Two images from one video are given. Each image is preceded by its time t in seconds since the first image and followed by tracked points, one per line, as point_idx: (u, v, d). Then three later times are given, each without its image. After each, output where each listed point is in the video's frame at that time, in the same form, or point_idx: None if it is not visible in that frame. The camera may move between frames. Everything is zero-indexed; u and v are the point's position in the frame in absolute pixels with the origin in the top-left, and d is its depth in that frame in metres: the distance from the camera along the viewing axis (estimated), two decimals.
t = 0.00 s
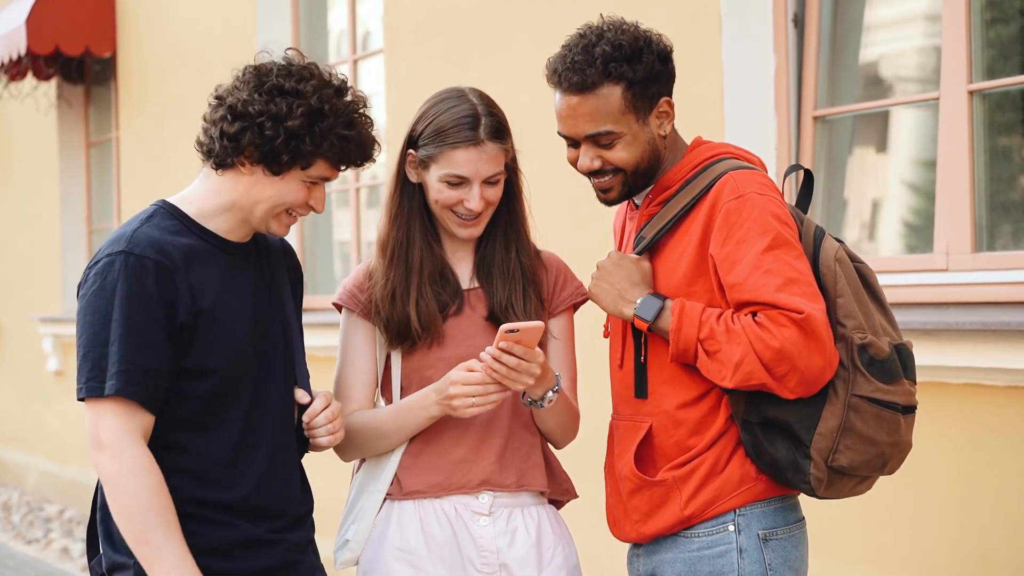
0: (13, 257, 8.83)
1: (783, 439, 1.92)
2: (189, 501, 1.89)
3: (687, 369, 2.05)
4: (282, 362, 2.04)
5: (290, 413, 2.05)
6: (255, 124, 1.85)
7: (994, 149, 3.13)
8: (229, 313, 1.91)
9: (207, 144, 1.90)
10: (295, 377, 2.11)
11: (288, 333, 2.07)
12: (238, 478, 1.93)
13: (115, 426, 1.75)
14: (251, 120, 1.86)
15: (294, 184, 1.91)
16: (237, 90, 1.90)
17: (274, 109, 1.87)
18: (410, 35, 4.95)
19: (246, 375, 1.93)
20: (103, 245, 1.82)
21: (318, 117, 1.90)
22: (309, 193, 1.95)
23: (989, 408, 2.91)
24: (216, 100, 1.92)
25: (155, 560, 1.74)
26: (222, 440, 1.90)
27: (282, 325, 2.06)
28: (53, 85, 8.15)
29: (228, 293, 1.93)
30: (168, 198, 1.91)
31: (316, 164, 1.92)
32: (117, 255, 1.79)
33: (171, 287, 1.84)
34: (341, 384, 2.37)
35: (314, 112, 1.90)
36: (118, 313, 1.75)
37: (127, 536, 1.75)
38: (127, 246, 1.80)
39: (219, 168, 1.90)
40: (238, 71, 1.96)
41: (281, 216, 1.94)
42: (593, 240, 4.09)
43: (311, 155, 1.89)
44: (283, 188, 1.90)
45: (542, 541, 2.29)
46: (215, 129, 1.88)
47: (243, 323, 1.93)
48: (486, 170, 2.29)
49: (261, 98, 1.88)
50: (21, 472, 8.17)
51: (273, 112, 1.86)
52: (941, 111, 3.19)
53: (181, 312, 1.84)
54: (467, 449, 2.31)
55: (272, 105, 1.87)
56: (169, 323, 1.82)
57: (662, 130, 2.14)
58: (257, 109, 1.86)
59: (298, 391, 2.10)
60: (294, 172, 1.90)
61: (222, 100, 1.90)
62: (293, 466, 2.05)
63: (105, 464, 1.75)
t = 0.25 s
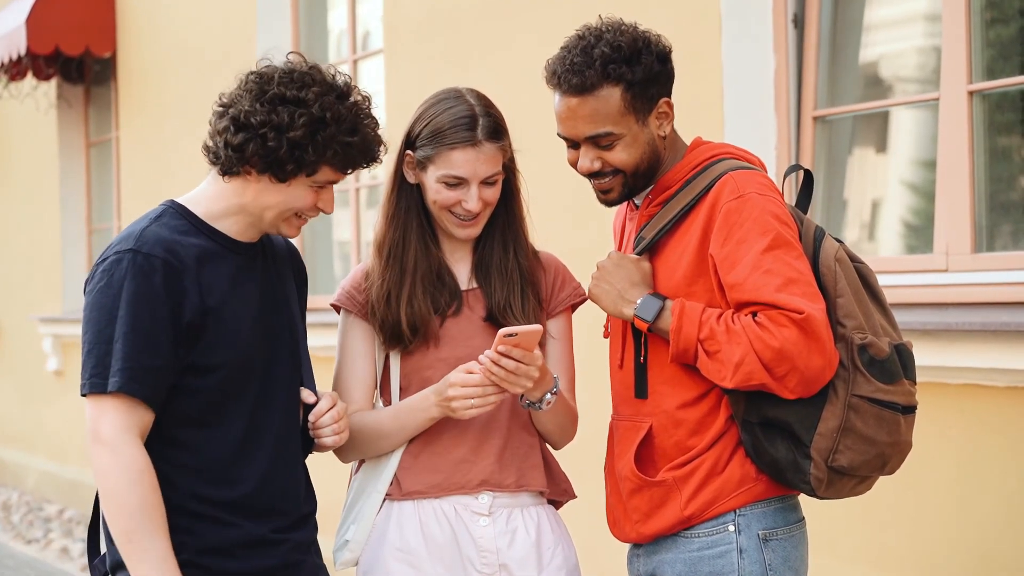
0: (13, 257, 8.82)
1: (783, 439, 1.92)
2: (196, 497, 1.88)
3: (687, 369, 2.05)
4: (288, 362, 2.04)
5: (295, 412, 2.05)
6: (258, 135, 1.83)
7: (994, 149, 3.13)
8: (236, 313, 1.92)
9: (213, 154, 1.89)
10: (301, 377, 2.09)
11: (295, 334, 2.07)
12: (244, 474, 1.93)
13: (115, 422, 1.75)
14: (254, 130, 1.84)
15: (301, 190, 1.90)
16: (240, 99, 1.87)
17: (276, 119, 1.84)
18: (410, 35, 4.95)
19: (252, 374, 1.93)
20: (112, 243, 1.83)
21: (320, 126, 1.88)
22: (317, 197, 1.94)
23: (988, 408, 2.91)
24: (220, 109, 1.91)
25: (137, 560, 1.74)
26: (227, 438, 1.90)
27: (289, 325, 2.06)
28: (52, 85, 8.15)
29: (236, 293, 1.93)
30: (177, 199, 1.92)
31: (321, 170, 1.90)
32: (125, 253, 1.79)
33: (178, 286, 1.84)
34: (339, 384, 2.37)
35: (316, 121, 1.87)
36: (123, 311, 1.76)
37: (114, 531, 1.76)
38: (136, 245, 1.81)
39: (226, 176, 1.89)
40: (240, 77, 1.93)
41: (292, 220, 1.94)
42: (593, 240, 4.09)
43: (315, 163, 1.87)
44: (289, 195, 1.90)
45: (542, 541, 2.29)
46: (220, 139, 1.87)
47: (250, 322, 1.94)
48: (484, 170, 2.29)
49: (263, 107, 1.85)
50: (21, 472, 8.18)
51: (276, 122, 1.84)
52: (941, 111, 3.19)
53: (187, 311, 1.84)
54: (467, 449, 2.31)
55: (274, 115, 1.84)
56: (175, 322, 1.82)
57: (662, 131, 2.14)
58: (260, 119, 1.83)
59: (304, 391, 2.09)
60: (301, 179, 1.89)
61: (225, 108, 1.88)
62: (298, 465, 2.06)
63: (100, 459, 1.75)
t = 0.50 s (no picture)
0: (13, 257, 8.82)
1: (783, 439, 1.92)
2: (200, 495, 1.88)
3: (687, 369, 2.05)
4: (293, 365, 2.04)
5: (300, 411, 2.05)
6: (258, 148, 1.82)
7: (994, 149, 3.13)
8: (242, 313, 1.91)
9: (219, 165, 1.89)
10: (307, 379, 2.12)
11: (301, 337, 2.07)
12: (249, 471, 1.93)
13: (102, 407, 1.73)
14: (254, 143, 1.83)
15: (308, 196, 1.90)
16: (241, 110, 1.86)
17: (276, 131, 1.83)
18: (410, 35, 4.95)
19: (257, 375, 1.93)
20: (122, 237, 1.83)
21: (319, 136, 1.86)
22: (324, 201, 1.93)
23: (988, 408, 2.91)
24: (223, 119, 1.90)
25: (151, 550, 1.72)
26: (230, 437, 1.89)
27: (295, 328, 2.05)
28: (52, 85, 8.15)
29: (242, 293, 1.93)
30: (187, 197, 1.93)
31: (325, 177, 1.89)
32: (133, 247, 1.79)
33: (183, 283, 1.84)
34: (340, 385, 2.37)
35: (315, 132, 1.85)
36: (123, 304, 1.75)
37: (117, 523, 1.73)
38: (145, 240, 1.81)
39: (233, 186, 1.90)
40: (242, 86, 1.92)
41: (303, 224, 1.94)
42: (593, 240, 4.09)
43: (317, 172, 1.86)
44: (297, 202, 1.89)
45: (541, 541, 2.29)
46: (223, 152, 1.86)
47: (255, 323, 1.93)
48: (482, 171, 2.29)
49: (262, 120, 1.84)
50: (20, 471, 8.18)
51: (275, 134, 1.83)
52: (941, 112, 3.19)
53: (191, 309, 1.84)
54: (467, 449, 2.31)
55: (273, 127, 1.83)
56: (178, 318, 1.82)
57: (661, 131, 2.14)
58: (259, 132, 1.82)
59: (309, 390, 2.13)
60: (306, 186, 1.88)
61: (227, 120, 1.88)
62: (302, 465, 2.06)
63: (89, 448, 1.72)
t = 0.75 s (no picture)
0: (13, 257, 8.81)
1: (783, 439, 1.92)
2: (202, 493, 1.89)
3: (687, 369, 2.05)
4: (296, 365, 2.04)
5: (302, 410, 2.05)
6: (257, 156, 1.82)
7: (994, 150, 3.13)
8: (246, 310, 1.91)
9: (223, 172, 1.89)
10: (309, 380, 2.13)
11: (305, 337, 2.07)
12: (252, 468, 1.93)
13: (110, 391, 1.71)
14: (253, 151, 1.83)
15: (311, 200, 1.89)
16: (242, 118, 1.86)
17: (273, 140, 1.82)
18: (410, 35, 4.95)
19: (259, 372, 1.93)
20: (127, 233, 1.83)
21: (317, 143, 1.84)
22: (328, 205, 1.92)
23: (988, 408, 2.91)
24: (225, 126, 1.90)
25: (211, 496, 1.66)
26: (232, 435, 1.90)
27: (298, 329, 2.05)
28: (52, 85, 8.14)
29: (246, 290, 1.93)
30: (194, 196, 1.93)
31: (325, 183, 1.87)
32: (138, 242, 1.79)
33: (188, 279, 1.84)
34: (340, 385, 2.37)
35: (313, 139, 1.83)
36: (127, 297, 1.75)
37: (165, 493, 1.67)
38: (149, 235, 1.81)
39: (237, 193, 1.90)
40: (243, 93, 1.92)
41: (309, 227, 1.93)
42: (593, 240, 4.09)
43: (316, 178, 1.84)
44: (300, 207, 1.89)
45: (541, 541, 2.29)
46: (224, 161, 1.87)
47: (258, 320, 1.93)
48: (481, 171, 2.29)
49: (261, 128, 1.83)
50: (20, 471, 8.18)
51: (273, 142, 1.82)
52: (941, 112, 3.19)
53: (195, 304, 1.84)
54: (467, 449, 2.31)
55: (271, 135, 1.82)
56: (182, 313, 1.82)
57: (661, 131, 2.14)
58: (257, 140, 1.82)
59: (311, 391, 2.15)
60: (308, 191, 1.87)
61: (228, 128, 1.88)
62: (304, 465, 2.06)
63: (100, 434, 1.68)
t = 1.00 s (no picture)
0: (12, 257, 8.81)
1: (784, 438, 1.92)
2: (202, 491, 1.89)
3: (688, 369, 2.05)
4: (299, 363, 2.05)
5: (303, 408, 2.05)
6: (256, 162, 1.81)
7: (994, 150, 3.13)
8: (254, 305, 1.93)
9: (226, 178, 1.89)
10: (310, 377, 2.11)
11: (308, 334, 2.08)
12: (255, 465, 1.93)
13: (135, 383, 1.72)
14: (253, 157, 1.82)
15: (313, 206, 1.88)
16: (242, 125, 1.86)
17: (272, 146, 1.81)
18: (410, 35, 4.96)
19: (265, 368, 1.95)
20: (136, 229, 1.84)
21: (315, 149, 1.83)
22: (331, 208, 1.90)
23: (988, 409, 2.92)
24: (227, 133, 1.90)
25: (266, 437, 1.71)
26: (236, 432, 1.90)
27: (302, 327, 2.06)
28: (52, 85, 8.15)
29: (254, 285, 1.94)
30: (199, 195, 1.94)
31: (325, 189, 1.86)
32: (149, 238, 1.80)
33: (200, 272, 1.85)
34: (340, 386, 2.37)
35: (311, 144, 1.82)
36: (144, 290, 1.75)
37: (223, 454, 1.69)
38: (160, 230, 1.82)
39: (241, 199, 1.90)
40: (244, 100, 1.91)
41: (313, 231, 1.93)
42: (593, 240, 4.09)
43: (315, 184, 1.83)
44: (302, 212, 1.88)
45: (541, 541, 2.29)
46: (226, 167, 1.86)
47: (266, 314, 1.95)
48: (480, 171, 2.29)
49: (260, 134, 1.82)
50: (20, 471, 8.18)
51: (272, 148, 1.81)
52: (941, 112, 3.19)
53: (207, 297, 1.85)
54: (467, 449, 2.31)
55: (270, 141, 1.81)
56: (196, 305, 1.83)
57: (660, 131, 2.14)
58: (256, 147, 1.81)
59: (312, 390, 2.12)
60: (308, 197, 1.86)
61: (229, 134, 1.87)
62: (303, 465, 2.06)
63: (132, 426, 1.69)
